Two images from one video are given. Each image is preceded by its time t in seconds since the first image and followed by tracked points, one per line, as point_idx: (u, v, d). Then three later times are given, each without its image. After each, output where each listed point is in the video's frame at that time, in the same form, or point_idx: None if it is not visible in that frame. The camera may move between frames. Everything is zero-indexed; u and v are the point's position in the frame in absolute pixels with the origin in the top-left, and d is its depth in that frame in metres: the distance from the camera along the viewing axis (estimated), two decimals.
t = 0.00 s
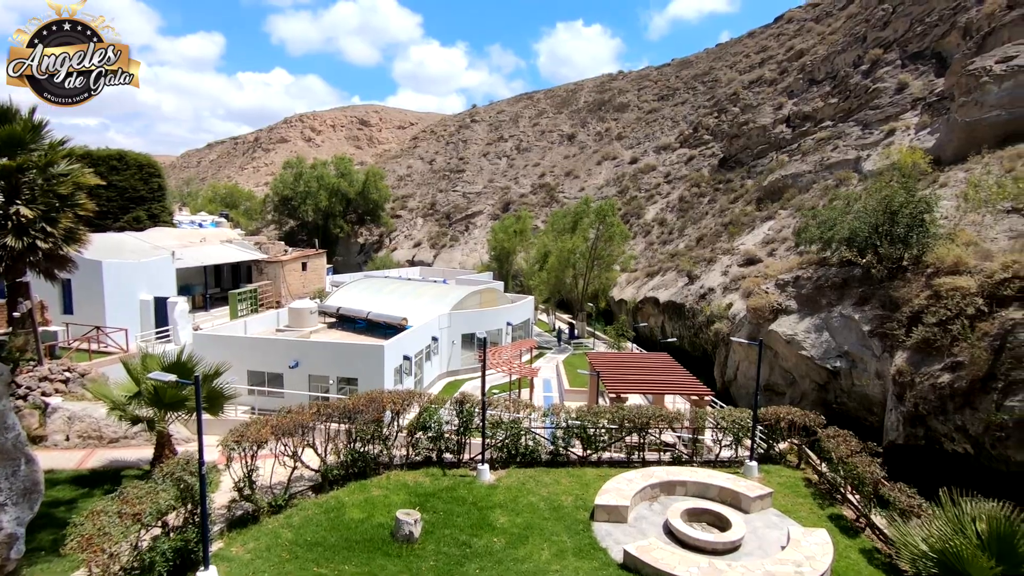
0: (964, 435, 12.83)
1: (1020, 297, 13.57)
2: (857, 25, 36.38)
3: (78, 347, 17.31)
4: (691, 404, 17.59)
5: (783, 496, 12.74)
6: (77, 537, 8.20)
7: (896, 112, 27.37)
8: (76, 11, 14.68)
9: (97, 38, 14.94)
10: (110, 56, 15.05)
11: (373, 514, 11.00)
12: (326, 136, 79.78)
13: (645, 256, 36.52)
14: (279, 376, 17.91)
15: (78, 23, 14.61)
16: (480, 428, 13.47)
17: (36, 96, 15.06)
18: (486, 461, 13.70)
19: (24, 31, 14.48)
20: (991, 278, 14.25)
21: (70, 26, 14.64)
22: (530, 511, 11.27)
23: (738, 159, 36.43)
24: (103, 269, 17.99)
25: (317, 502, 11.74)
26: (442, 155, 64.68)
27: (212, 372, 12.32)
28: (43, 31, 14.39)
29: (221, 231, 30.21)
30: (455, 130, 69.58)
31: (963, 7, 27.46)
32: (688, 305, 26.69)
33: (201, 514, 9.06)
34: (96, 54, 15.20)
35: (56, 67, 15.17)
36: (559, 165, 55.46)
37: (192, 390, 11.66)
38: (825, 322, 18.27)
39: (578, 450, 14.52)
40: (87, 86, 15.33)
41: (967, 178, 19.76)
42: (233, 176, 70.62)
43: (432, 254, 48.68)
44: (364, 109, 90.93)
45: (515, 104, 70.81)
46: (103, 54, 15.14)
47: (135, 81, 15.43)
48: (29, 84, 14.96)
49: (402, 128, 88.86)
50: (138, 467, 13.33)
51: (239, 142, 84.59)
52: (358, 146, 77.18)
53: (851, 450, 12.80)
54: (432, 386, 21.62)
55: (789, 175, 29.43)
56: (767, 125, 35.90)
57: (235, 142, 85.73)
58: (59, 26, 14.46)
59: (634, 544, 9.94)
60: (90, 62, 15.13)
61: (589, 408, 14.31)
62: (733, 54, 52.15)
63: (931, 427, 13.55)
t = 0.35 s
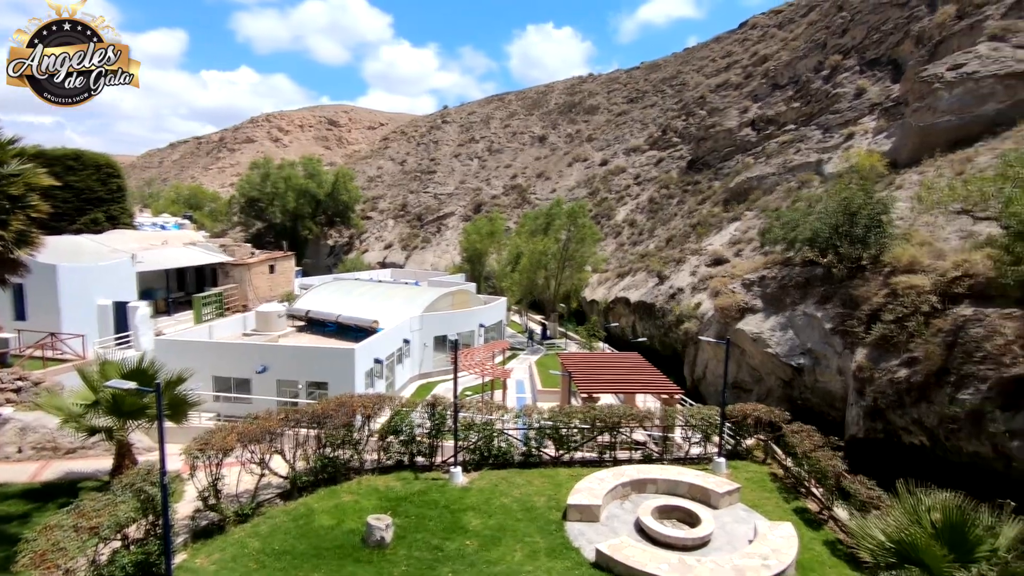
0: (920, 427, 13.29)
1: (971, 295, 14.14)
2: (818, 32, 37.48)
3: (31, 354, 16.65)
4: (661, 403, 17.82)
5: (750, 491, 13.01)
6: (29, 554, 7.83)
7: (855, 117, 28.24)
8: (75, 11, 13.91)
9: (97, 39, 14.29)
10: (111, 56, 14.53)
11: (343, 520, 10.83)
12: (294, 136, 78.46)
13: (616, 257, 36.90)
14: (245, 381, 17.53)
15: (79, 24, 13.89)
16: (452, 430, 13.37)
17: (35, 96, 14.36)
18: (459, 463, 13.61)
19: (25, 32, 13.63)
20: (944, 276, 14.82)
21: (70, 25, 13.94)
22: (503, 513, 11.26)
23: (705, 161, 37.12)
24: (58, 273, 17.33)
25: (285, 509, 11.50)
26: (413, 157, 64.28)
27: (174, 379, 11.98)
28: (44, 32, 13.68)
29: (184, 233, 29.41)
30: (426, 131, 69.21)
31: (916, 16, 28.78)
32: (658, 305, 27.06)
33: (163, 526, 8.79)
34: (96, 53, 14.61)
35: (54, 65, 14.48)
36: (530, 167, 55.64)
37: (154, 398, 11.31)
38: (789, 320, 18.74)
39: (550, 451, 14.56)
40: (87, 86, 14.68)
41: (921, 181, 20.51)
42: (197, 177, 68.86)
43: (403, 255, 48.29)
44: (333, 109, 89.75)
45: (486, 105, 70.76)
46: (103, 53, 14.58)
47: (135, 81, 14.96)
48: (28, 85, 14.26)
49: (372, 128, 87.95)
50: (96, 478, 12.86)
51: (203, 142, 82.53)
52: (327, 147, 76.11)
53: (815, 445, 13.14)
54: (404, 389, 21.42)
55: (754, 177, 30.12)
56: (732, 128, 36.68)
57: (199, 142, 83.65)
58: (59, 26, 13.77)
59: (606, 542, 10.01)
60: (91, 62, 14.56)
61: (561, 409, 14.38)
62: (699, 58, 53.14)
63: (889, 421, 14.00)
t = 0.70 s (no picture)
0: (870, 416, 13.88)
1: (916, 289, 14.83)
2: (773, 35, 38.59)
3: None
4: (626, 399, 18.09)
5: (712, 482, 13.38)
6: None
7: (808, 118, 29.17)
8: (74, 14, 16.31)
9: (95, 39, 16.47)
10: (110, 56, 16.64)
11: (307, 525, 10.70)
12: (253, 132, 76.52)
13: (581, 255, 37.29)
14: (203, 385, 17.09)
15: (76, 23, 16.26)
16: (418, 430, 13.32)
17: (36, 95, 16.75)
18: (425, 463, 13.57)
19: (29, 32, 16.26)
20: (892, 272, 15.51)
21: (70, 26, 16.37)
22: (470, 511, 11.30)
23: (667, 160, 37.84)
24: None
25: (246, 515, 11.29)
26: (376, 154, 63.48)
27: (125, 384, 11.60)
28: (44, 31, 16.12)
29: (136, 232, 28.38)
30: (389, 128, 68.43)
31: (864, 22, 29.91)
32: (622, 302, 27.48)
33: (116, 536, 8.47)
34: (96, 54, 16.82)
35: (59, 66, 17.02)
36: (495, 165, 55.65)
37: (104, 404, 10.93)
38: (748, 316, 19.31)
39: (517, 448, 14.66)
40: (87, 86, 17.04)
41: (870, 180, 21.38)
42: (149, 173, 66.37)
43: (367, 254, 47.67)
44: (294, 105, 87.88)
45: (450, 103, 70.37)
46: (103, 55, 16.79)
47: (132, 80, 17.04)
48: (30, 84, 16.65)
49: (334, 124, 86.43)
50: (42, 490, 12.34)
51: (155, 138, 79.58)
52: (287, 144, 74.43)
53: (772, 435, 13.61)
54: (369, 389, 21.18)
55: (714, 176, 30.88)
56: (693, 128, 37.47)
57: (151, 137, 80.63)
58: (59, 26, 16.22)
59: (572, 538, 10.15)
60: (91, 62, 16.84)
61: (527, 406, 14.51)
62: (661, 59, 54.04)
63: (842, 410, 14.59)
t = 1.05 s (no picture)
0: (822, 410, 14.43)
1: (864, 287, 15.50)
2: (729, 41, 39.68)
3: None
4: (590, 398, 18.34)
5: (674, 478, 13.71)
6: None
7: (763, 122, 30.10)
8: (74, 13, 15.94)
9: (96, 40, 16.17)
10: (111, 56, 16.43)
11: (268, 534, 10.50)
12: (208, 131, 74.28)
13: (545, 256, 37.55)
14: (157, 393, 16.55)
15: (76, 23, 15.87)
16: (383, 435, 13.21)
17: (36, 94, 16.39)
18: (390, 468, 13.46)
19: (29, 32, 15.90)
20: (842, 271, 16.19)
21: (70, 26, 15.91)
22: (436, 515, 11.28)
23: (629, 162, 38.50)
24: None
25: (203, 527, 11.00)
26: (337, 154, 62.53)
27: (72, 394, 11.15)
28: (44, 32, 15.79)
29: (82, 234, 27.27)
30: (351, 128, 67.48)
31: (815, 31, 31.07)
32: (586, 302, 27.82)
33: (62, 554, 8.15)
34: (95, 54, 16.56)
35: (58, 67, 16.69)
36: (459, 166, 55.52)
37: (47, 416, 10.47)
38: (707, 314, 19.85)
39: (483, 450, 14.71)
40: (87, 86, 16.66)
41: (821, 182, 22.22)
42: (96, 172, 63.72)
43: (329, 256, 46.90)
44: (251, 103, 85.78)
45: (413, 103, 69.79)
46: (103, 54, 16.50)
47: (133, 80, 16.88)
48: (30, 84, 16.31)
49: (293, 123, 84.68)
50: None
51: (102, 136, 76.44)
52: (244, 143, 72.60)
53: (731, 431, 14.03)
54: (332, 394, 20.87)
55: (674, 179, 31.56)
56: (653, 131, 38.21)
57: (98, 135, 77.43)
58: (60, 26, 15.78)
59: (538, 537, 10.26)
60: (90, 62, 16.53)
61: (492, 407, 14.60)
62: (622, 62, 54.91)
63: (796, 405, 15.13)
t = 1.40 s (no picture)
0: (777, 403, 14.98)
1: (815, 284, 16.15)
2: (686, 45, 40.62)
3: None
4: (554, 396, 18.53)
5: (636, 473, 14.00)
6: None
7: (719, 124, 30.91)
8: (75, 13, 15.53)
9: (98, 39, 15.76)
10: (111, 56, 15.90)
11: (225, 545, 10.26)
12: (157, 127, 71.60)
13: (508, 255, 37.67)
14: (105, 401, 15.93)
15: (78, 23, 15.45)
16: (345, 438, 13.06)
17: (36, 95, 15.77)
18: (353, 472, 13.32)
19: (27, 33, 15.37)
20: (794, 269, 16.83)
21: (70, 26, 15.47)
22: (400, 518, 11.24)
23: (591, 162, 39.01)
24: None
25: (157, 539, 10.67)
26: (295, 152, 61.22)
27: (10, 405, 10.63)
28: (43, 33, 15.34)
29: (20, 236, 25.96)
30: (309, 125, 66.14)
31: (767, 36, 32.11)
32: (550, 301, 28.08)
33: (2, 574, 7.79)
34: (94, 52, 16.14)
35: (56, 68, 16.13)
36: (421, 165, 55.13)
37: None
38: (668, 312, 20.32)
39: (448, 451, 14.70)
40: (87, 85, 16.14)
41: (774, 183, 22.99)
42: (36, 170, 60.68)
43: (288, 257, 45.92)
44: (204, 99, 83.19)
45: (373, 101, 68.87)
46: (102, 53, 16.07)
47: (133, 80, 16.38)
48: (29, 84, 15.72)
49: (249, 119, 82.47)
50: None
51: (42, 132, 72.82)
52: (196, 140, 70.30)
53: (691, 425, 14.42)
54: (292, 398, 20.47)
55: (634, 179, 32.11)
56: (614, 132, 38.78)
57: (38, 132, 73.76)
58: (60, 26, 15.36)
59: (504, 536, 10.34)
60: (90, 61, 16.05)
61: (456, 408, 14.61)
62: (583, 63, 55.53)
63: (753, 398, 15.66)
